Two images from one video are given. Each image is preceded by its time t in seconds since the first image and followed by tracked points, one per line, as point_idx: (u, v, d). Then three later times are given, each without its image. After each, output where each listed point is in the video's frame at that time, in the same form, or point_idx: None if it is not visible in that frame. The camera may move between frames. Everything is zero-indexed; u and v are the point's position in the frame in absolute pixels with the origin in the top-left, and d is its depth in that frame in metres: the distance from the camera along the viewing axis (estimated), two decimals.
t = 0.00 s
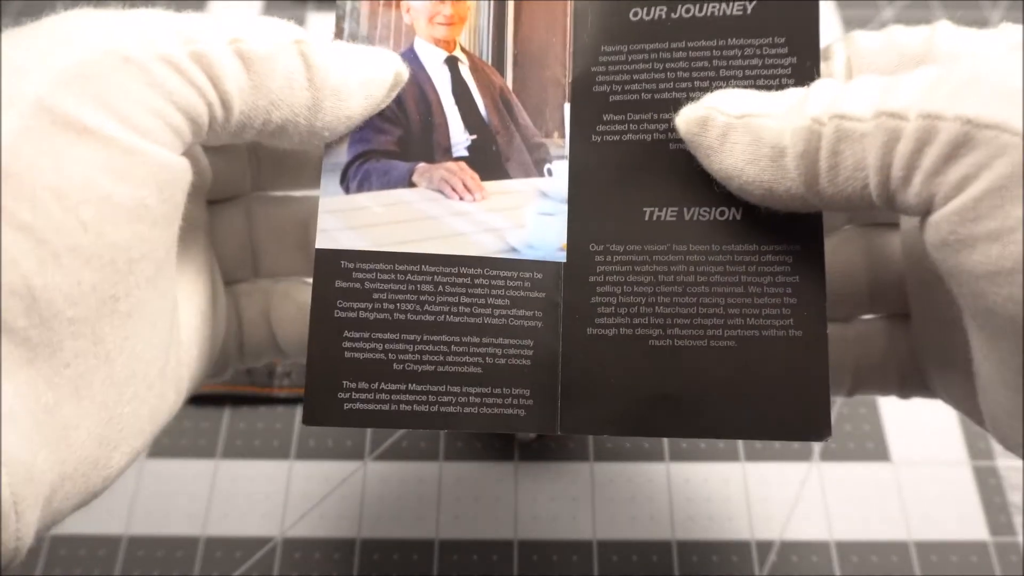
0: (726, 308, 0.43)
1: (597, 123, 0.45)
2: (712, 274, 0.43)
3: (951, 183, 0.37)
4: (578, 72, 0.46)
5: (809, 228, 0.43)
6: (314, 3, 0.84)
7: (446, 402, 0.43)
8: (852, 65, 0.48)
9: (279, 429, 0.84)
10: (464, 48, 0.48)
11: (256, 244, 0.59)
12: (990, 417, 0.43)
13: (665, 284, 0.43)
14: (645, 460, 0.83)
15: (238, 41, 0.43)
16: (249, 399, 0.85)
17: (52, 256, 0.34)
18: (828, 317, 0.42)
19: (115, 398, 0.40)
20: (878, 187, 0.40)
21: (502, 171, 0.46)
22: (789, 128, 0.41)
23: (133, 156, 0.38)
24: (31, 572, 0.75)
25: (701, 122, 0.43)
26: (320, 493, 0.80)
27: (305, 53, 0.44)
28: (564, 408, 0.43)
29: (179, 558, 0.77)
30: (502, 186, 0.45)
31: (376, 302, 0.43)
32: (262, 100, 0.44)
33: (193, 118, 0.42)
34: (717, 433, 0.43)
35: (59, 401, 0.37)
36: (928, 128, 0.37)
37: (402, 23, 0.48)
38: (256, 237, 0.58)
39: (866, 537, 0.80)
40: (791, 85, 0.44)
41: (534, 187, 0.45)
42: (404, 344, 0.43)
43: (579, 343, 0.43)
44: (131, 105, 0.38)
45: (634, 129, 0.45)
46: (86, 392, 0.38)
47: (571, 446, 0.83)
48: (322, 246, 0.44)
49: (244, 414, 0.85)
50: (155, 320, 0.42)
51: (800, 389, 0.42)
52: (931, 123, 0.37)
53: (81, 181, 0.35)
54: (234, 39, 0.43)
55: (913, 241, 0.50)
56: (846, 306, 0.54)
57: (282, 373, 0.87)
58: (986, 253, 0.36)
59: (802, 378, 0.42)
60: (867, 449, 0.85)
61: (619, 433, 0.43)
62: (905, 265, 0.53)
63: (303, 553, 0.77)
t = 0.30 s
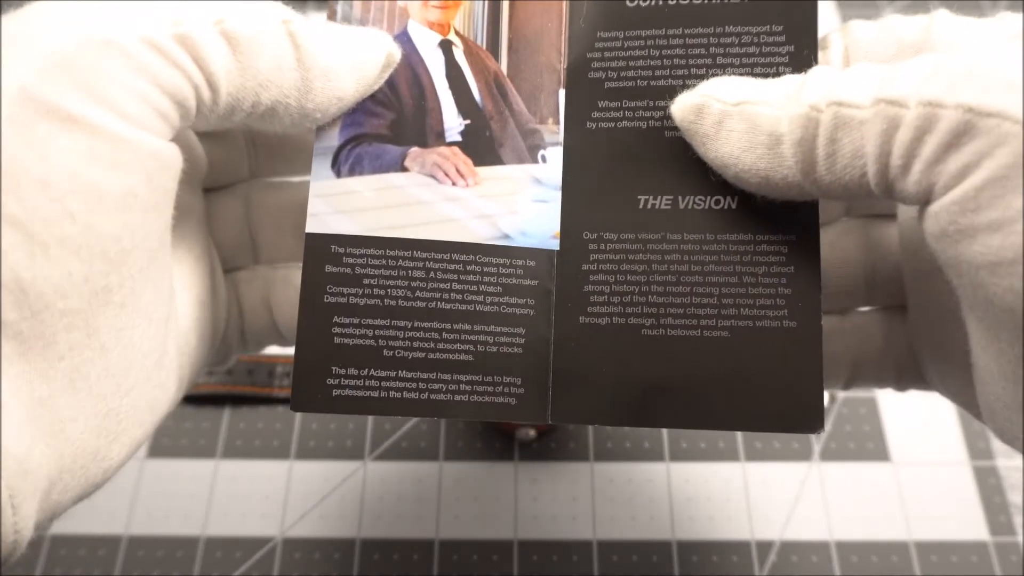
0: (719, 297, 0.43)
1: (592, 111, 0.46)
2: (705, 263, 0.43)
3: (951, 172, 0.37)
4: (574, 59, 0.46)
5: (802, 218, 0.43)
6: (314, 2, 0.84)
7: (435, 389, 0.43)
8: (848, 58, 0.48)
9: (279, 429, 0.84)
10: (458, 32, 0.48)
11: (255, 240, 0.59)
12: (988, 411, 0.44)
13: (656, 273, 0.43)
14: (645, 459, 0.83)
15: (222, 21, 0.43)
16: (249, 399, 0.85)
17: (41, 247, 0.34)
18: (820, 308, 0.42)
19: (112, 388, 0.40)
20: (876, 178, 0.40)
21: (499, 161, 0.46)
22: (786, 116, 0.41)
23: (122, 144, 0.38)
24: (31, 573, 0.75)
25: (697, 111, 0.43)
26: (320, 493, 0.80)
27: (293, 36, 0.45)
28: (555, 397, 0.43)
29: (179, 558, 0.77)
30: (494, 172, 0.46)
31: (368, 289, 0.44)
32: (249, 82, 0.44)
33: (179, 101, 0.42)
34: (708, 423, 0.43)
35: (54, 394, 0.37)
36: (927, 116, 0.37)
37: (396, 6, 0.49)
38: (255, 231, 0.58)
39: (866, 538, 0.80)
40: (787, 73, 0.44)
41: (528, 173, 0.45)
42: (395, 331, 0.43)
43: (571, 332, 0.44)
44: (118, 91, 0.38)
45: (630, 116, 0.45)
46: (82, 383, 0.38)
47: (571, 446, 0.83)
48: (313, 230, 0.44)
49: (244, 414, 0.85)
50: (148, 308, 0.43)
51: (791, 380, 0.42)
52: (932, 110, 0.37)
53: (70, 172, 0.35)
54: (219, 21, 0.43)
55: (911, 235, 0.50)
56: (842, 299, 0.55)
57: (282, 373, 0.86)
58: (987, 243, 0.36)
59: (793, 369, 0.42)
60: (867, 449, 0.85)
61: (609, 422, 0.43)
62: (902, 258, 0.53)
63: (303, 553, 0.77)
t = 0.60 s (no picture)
0: (720, 300, 0.43)
1: (593, 113, 0.46)
2: (706, 266, 0.43)
3: (953, 176, 0.37)
4: (575, 62, 0.46)
5: (802, 220, 0.43)
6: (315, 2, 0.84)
7: (436, 391, 0.43)
8: (849, 59, 0.48)
9: (279, 430, 0.84)
10: (460, 33, 0.47)
11: (258, 240, 0.59)
12: (990, 412, 0.44)
13: (657, 275, 0.43)
14: (645, 459, 0.84)
15: (225, 22, 0.43)
16: (249, 399, 0.85)
17: (44, 249, 0.34)
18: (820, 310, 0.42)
19: (114, 389, 0.40)
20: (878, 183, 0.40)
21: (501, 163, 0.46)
22: (787, 120, 0.41)
23: (124, 144, 0.38)
24: (31, 573, 0.75)
25: (697, 115, 0.43)
26: (320, 493, 0.80)
27: (295, 36, 0.45)
28: (556, 399, 0.43)
29: (179, 558, 0.77)
30: (495, 176, 0.45)
31: (368, 290, 0.44)
32: (252, 83, 0.44)
33: (182, 102, 0.42)
34: (709, 425, 0.43)
35: (57, 395, 0.37)
36: (929, 119, 0.37)
37: (397, 7, 0.48)
38: (257, 227, 0.58)
39: (866, 538, 0.80)
40: (789, 77, 0.44)
41: (529, 175, 0.45)
42: (396, 332, 0.43)
43: (572, 334, 0.44)
44: (121, 91, 0.38)
45: (631, 119, 0.45)
46: (84, 384, 0.38)
47: (571, 446, 0.83)
48: (314, 232, 0.44)
49: (244, 414, 0.85)
50: (151, 311, 0.43)
51: (791, 382, 0.42)
52: (933, 114, 0.37)
53: (73, 172, 0.35)
54: (222, 22, 0.43)
55: (912, 236, 0.50)
56: (843, 301, 0.55)
57: (283, 373, 0.86)
58: (988, 248, 0.36)
59: (792, 370, 0.42)
60: (867, 449, 0.85)
61: (609, 424, 0.43)
62: (903, 260, 0.53)
63: (303, 553, 0.77)
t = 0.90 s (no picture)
0: (720, 299, 0.43)
1: (592, 112, 0.46)
2: (706, 264, 0.43)
3: (953, 173, 0.37)
4: (574, 60, 0.46)
5: (803, 217, 0.43)
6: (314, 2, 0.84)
7: (437, 390, 0.43)
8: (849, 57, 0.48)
9: (279, 430, 0.84)
10: (459, 32, 0.47)
11: (257, 239, 0.59)
12: (991, 411, 0.44)
13: (657, 273, 0.43)
14: (645, 460, 0.84)
15: (223, 23, 0.44)
16: (249, 399, 0.85)
17: (43, 247, 0.34)
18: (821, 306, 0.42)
19: (112, 388, 0.40)
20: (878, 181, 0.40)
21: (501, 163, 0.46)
22: (786, 118, 0.41)
23: (123, 143, 0.38)
24: (31, 572, 0.75)
25: (697, 114, 0.43)
26: (320, 493, 0.80)
27: (293, 36, 0.45)
28: (558, 397, 0.43)
29: (179, 558, 0.77)
30: (495, 176, 0.45)
31: (368, 289, 0.44)
32: (252, 83, 0.44)
33: (181, 102, 0.42)
34: (711, 424, 0.43)
35: (54, 393, 0.37)
36: (929, 116, 0.37)
37: (397, 7, 0.48)
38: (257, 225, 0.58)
39: (866, 538, 0.80)
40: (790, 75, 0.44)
41: (530, 174, 0.45)
42: (397, 331, 0.43)
43: (573, 332, 0.44)
44: (119, 90, 0.38)
45: (632, 116, 0.45)
46: (81, 383, 0.38)
47: (571, 446, 0.83)
48: (314, 232, 0.44)
49: (244, 414, 0.85)
50: (147, 309, 0.42)
51: (794, 380, 0.42)
52: (934, 111, 0.37)
53: (69, 170, 0.35)
54: (221, 23, 0.43)
55: (914, 235, 0.50)
56: (843, 299, 0.54)
57: (283, 373, 0.86)
58: (990, 245, 0.36)
59: (794, 367, 0.42)
60: (867, 449, 0.85)
61: (612, 423, 0.43)
62: (904, 259, 0.53)
63: (303, 553, 0.77)
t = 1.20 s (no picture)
0: (711, 308, 0.43)
1: (590, 123, 0.46)
2: (699, 272, 0.43)
3: (934, 184, 0.37)
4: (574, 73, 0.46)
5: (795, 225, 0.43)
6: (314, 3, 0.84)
7: (440, 394, 0.43)
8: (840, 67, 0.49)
9: (279, 430, 0.84)
10: (464, 37, 0.48)
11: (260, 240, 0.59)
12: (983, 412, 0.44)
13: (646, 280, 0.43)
14: (645, 460, 0.84)
15: (226, 26, 0.43)
16: (249, 399, 0.86)
17: (39, 253, 0.34)
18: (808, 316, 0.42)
19: (112, 392, 0.40)
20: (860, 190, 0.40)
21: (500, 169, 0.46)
22: (774, 129, 0.41)
23: (122, 147, 0.38)
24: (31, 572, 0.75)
25: (688, 126, 0.43)
26: (320, 493, 0.80)
27: (296, 39, 0.45)
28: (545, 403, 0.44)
29: (179, 558, 0.77)
30: (497, 182, 0.46)
31: (374, 293, 0.43)
32: (254, 87, 0.44)
33: (182, 105, 0.42)
34: (704, 430, 0.43)
35: (52, 398, 0.37)
36: (909, 129, 0.37)
37: (401, 9, 0.48)
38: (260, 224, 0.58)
39: (866, 538, 0.80)
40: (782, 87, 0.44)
41: (531, 184, 0.46)
42: (401, 336, 0.43)
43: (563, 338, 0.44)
44: (120, 94, 0.38)
45: (626, 127, 0.45)
46: (79, 388, 0.38)
47: (571, 445, 0.83)
48: (318, 233, 0.43)
49: (244, 414, 0.85)
50: (148, 308, 0.42)
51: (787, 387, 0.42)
52: (914, 124, 0.37)
53: (70, 175, 0.35)
54: (224, 26, 0.43)
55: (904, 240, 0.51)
56: (838, 303, 0.54)
57: (283, 373, 0.87)
58: (970, 254, 0.36)
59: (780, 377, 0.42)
60: (867, 449, 0.85)
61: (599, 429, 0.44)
62: (899, 262, 0.53)
63: (303, 553, 0.77)
